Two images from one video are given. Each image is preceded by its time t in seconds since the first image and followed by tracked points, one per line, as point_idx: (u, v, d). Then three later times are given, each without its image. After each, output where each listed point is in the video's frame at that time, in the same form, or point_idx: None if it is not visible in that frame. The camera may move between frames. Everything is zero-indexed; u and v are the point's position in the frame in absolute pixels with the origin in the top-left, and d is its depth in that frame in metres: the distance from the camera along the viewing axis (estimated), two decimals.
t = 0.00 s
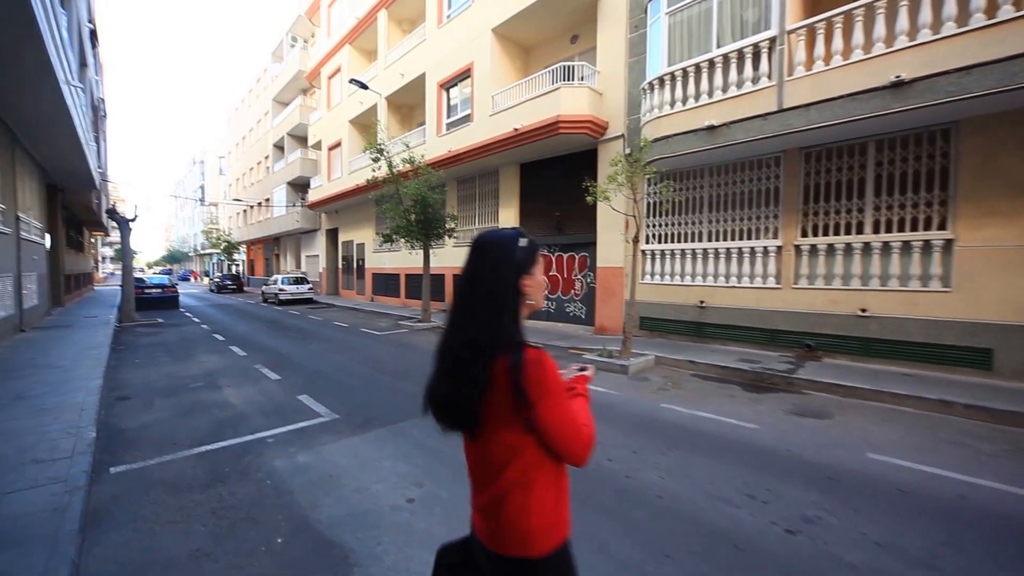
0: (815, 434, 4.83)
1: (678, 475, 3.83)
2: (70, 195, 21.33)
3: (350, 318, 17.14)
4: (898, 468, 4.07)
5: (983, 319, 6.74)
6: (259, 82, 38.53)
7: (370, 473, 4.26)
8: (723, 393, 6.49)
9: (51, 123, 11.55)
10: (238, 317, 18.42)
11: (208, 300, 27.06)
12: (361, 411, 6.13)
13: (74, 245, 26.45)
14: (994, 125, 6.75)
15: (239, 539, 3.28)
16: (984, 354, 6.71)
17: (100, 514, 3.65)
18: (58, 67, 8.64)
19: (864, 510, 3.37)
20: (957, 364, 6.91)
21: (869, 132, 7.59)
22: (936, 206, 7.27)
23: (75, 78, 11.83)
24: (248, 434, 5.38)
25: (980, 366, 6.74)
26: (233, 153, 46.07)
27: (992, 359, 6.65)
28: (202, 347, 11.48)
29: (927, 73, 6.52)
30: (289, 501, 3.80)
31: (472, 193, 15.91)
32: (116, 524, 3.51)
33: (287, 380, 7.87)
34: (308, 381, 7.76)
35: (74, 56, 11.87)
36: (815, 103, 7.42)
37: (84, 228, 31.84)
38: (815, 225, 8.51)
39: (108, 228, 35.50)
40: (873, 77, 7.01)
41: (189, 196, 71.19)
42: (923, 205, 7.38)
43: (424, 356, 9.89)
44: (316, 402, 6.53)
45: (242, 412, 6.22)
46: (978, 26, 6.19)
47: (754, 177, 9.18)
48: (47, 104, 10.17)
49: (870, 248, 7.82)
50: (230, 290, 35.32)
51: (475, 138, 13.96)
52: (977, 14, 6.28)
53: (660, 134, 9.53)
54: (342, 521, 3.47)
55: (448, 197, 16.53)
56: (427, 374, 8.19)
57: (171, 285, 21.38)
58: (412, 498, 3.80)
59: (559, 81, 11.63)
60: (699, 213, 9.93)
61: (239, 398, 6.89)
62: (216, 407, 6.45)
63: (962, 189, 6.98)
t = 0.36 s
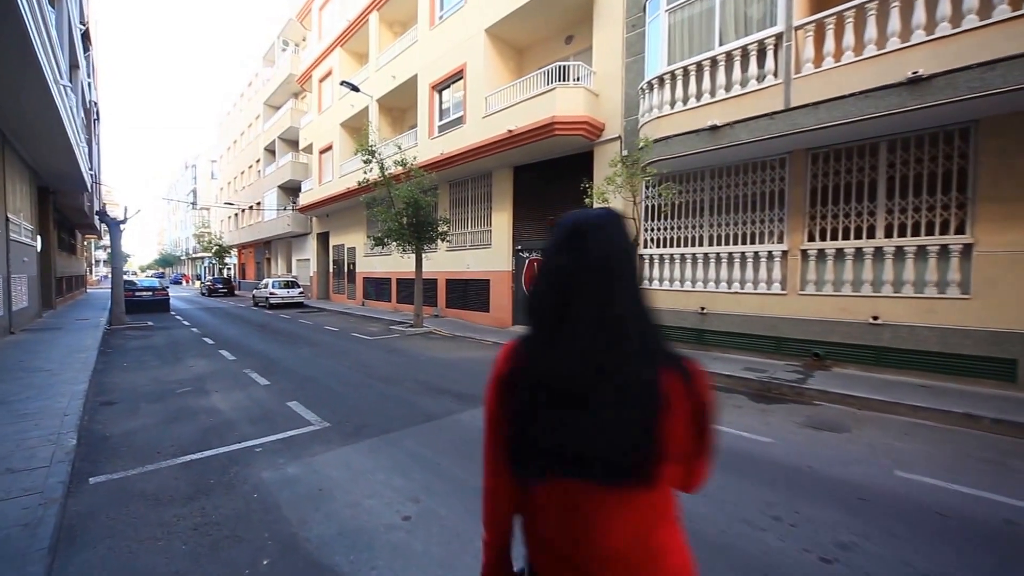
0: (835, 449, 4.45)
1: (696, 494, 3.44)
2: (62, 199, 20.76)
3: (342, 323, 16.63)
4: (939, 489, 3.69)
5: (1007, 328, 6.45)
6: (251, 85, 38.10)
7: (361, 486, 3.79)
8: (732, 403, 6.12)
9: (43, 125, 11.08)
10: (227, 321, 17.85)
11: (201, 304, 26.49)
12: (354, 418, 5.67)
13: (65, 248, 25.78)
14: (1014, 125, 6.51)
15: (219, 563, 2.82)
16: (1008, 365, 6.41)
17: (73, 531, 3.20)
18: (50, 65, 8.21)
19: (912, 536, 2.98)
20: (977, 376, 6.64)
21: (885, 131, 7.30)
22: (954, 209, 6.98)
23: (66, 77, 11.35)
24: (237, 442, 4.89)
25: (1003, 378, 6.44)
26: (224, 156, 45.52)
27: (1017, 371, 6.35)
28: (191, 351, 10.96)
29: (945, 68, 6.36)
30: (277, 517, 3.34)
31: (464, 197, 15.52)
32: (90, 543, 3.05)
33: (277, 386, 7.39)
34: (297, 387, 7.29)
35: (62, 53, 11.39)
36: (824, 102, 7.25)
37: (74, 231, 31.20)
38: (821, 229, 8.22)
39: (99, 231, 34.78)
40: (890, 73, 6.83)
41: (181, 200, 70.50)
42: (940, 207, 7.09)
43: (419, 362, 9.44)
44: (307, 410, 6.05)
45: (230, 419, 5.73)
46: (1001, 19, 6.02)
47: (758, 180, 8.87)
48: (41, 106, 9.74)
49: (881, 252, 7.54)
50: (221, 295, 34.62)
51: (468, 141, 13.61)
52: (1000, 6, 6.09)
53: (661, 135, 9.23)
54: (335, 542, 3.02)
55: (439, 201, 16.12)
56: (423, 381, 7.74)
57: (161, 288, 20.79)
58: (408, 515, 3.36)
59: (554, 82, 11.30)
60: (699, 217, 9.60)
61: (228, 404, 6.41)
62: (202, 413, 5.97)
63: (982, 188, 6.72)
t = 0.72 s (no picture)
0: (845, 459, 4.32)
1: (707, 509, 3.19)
2: (40, 202, 20.23)
3: (333, 328, 16.36)
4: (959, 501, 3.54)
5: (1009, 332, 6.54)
6: (240, 87, 37.62)
7: (353, 506, 3.54)
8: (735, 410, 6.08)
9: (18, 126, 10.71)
10: (212, 326, 17.46)
11: (186, 309, 25.97)
12: (345, 430, 5.44)
13: (43, 252, 25.16)
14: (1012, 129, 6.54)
15: None
16: (1011, 369, 6.53)
17: (26, 565, 2.93)
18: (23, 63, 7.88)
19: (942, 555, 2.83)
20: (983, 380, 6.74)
21: (883, 136, 7.35)
22: (953, 213, 7.03)
23: (43, 76, 10.98)
24: (219, 458, 4.61)
25: (1006, 381, 6.58)
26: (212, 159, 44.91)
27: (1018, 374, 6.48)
28: (173, 358, 10.62)
29: (944, 74, 6.37)
30: (259, 544, 3.09)
31: (458, 200, 15.39)
32: None
33: (264, 396, 7.13)
34: (286, 397, 7.04)
35: (39, 52, 11.03)
36: (825, 105, 7.22)
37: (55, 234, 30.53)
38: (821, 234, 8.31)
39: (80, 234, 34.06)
40: (890, 77, 6.84)
41: (168, 202, 69.53)
42: (939, 212, 7.13)
43: (413, 370, 9.24)
44: (298, 421, 5.80)
45: (214, 432, 5.46)
46: (1000, 24, 6.04)
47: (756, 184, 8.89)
48: (16, 106, 9.39)
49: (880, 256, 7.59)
50: (208, 299, 34.10)
51: (462, 144, 13.50)
52: (998, 12, 6.13)
53: (659, 138, 9.19)
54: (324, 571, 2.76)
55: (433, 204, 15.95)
56: (417, 390, 7.54)
57: (143, 293, 20.32)
58: (406, 539, 3.09)
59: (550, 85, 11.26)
60: (696, 221, 9.57)
61: (209, 416, 6.14)
62: (182, 426, 5.69)
63: (981, 194, 6.74)
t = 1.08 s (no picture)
0: (864, 467, 4.19)
1: (733, 527, 3.00)
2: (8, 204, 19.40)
3: (321, 334, 16.00)
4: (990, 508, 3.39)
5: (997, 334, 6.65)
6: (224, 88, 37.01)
7: (349, 533, 3.22)
8: (740, 417, 5.98)
9: None
10: (194, 333, 16.92)
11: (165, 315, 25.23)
12: (337, 443, 5.14)
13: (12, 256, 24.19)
14: (999, 136, 6.69)
15: None
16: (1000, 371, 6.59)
17: None
18: None
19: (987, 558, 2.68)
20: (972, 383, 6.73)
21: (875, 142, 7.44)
22: (942, 219, 7.13)
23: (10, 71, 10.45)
24: (196, 481, 4.19)
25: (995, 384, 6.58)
26: (195, 161, 44.08)
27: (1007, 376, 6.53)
28: (149, 368, 10.15)
29: (937, 80, 6.41)
30: None
31: (451, 204, 15.23)
32: None
33: (248, 408, 6.77)
34: (272, 409, 6.70)
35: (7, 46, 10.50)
36: (820, 111, 7.26)
37: (27, 238, 29.49)
38: (814, 238, 8.28)
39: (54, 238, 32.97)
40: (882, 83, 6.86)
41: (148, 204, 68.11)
42: (929, 217, 7.23)
43: (408, 377, 9.01)
44: (284, 435, 5.45)
45: (191, 449, 5.04)
46: (989, 33, 6.14)
47: (750, 189, 8.90)
48: None
49: (873, 261, 7.63)
50: (190, 305, 33.33)
51: (455, 146, 13.36)
52: (987, 21, 6.22)
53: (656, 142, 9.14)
54: None
55: (425, 208, 15.76)
56: (412, 399, 7.27)
57: (119, 299, 19.63)
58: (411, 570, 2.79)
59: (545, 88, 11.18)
60: (692, 226, 9.62)
61: (186, 431, 5.75)
62: (155, 443, 5.30)
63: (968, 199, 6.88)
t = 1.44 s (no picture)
0: (872, 473, 4.19)
1: (754, 542, 2.95)
2: None
3: (309, 340, 15.72)
4: (1002, 515, 3.36)
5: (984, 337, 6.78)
6: (209, 87, 36.39)
7: (345, 559, 3.01)
8: (743, 423, 5.93)
9: None
10: (174, 339, 16.44)
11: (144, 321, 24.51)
12: (329, 457, 4.94)
13: None
14: (987, 141, 6.79)
15: None
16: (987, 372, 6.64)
17: None
18: None
19: (1009, 566, 2.66)
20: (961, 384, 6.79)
21: (866, 147, 7.51)
22: (931, 223, 7.25)
23: None
24: (175, 503, 3.88)
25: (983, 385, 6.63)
26: (178, 161, 43.22)
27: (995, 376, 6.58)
28: (127, 377, 9.76)
29: (929, 86, 6.48)
30: None
31: (443, 207, 15.10)
32: None
33: (232, 419, 6.50)
34: (258, 420, 6.45)
35: None
36: (814, 115, 7.28)
37: None
38: (808, 242, 8.34)
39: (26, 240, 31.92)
40: (875, 89, 6.92)
41: (128, 205, 66.63)
42: (919, 222, 7.33)
43: (402, 384, 8.84)
44: (272, 449, 5.19)
45: (168, 466, 4.73)
46: (979, 40, 6.21)
47: (744, 193, 8.95)
48: None
49: (865, 264, 7.72)
50: (171, 310, 32.59)
51: (448, 148, 13.24)
52: (977, 28, 6.29)
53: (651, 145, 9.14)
54: None
55: (417, 210, 15.60)
56: (407, 408, 7.11)
57: (95, 304, 19.00)
58: None
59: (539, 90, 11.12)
60: (686, 229, 9.68)
61: (164, 445, 5.45)
62: (132, 459, 5.00)
63: (956, 204, 6.99)
